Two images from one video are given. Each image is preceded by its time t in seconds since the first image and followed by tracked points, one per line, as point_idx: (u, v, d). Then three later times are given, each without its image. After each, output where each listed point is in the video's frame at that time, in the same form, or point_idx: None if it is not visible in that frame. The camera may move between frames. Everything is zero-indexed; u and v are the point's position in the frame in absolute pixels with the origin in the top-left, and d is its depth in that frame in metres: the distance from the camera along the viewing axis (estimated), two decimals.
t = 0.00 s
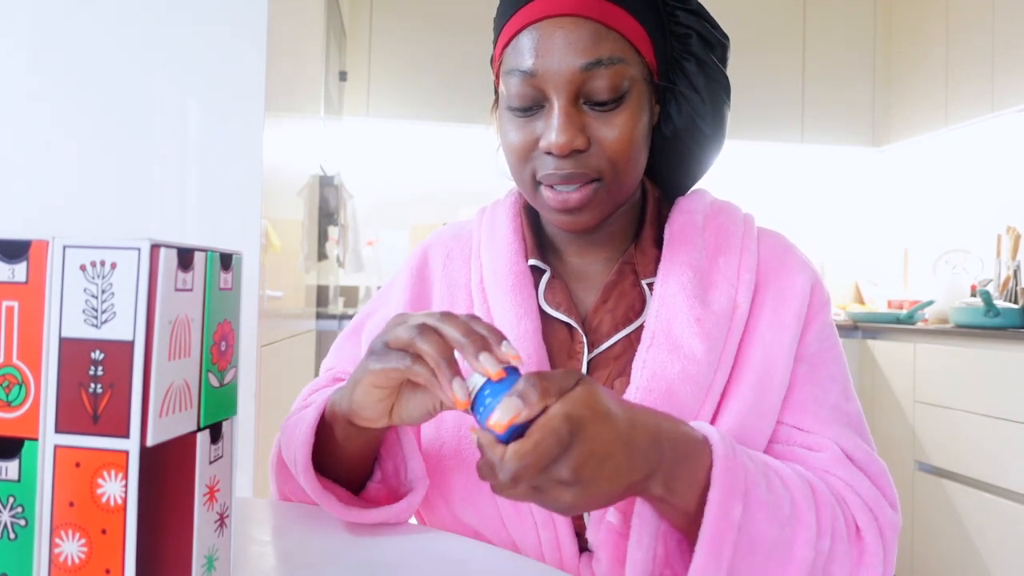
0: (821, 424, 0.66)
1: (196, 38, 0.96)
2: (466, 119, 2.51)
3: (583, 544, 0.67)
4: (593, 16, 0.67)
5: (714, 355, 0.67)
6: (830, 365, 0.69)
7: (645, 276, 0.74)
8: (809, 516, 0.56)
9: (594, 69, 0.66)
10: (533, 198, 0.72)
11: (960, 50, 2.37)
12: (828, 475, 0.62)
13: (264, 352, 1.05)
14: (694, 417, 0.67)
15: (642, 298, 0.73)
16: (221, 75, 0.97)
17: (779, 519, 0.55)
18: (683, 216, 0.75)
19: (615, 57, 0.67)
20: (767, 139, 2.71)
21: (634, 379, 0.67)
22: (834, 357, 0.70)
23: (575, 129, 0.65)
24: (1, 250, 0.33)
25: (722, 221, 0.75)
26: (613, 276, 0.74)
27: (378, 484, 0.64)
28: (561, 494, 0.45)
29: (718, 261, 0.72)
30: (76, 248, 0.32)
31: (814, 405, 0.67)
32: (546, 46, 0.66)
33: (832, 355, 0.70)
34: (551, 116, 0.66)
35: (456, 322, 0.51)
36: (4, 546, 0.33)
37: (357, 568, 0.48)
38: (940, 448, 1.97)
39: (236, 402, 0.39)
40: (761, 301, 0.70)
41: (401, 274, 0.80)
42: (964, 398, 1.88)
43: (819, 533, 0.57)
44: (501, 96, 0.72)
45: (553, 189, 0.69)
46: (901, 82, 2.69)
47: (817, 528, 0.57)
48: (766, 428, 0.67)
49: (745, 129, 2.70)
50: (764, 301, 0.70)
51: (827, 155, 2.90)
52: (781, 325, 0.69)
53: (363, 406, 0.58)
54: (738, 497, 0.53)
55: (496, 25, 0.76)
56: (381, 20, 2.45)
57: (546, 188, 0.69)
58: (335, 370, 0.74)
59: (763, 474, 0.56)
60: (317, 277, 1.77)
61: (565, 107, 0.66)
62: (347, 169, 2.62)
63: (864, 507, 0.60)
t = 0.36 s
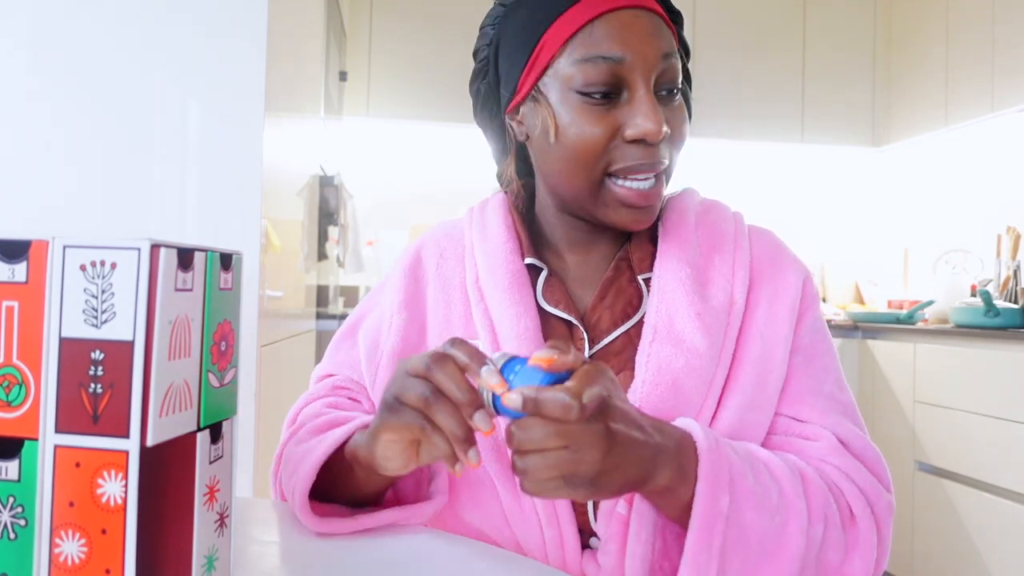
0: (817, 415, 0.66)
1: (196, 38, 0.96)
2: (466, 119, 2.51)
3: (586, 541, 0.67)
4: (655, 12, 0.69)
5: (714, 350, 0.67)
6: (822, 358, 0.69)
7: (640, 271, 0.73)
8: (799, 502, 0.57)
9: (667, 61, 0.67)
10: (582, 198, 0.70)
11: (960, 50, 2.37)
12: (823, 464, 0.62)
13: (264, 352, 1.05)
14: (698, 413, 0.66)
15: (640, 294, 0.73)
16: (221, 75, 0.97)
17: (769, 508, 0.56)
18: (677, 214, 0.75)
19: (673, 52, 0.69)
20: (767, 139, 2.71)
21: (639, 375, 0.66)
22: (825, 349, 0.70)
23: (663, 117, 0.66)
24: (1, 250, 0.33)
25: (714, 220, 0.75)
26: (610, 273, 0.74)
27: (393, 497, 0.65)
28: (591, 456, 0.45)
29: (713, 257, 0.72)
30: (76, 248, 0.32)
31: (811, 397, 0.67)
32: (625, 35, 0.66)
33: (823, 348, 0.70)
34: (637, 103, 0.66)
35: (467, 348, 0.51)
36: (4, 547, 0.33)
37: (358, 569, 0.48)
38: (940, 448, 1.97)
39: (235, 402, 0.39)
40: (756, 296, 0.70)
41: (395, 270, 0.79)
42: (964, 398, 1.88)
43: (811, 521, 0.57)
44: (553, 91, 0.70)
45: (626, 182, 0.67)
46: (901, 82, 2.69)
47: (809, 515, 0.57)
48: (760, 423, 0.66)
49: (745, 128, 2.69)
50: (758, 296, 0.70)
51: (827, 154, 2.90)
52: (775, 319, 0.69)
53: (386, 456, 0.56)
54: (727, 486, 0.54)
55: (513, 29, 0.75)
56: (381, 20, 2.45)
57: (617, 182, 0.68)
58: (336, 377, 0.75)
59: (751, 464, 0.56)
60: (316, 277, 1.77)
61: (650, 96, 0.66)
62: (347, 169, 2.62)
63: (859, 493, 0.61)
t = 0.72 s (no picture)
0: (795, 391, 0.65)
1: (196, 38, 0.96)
2: (467, 120, 2.51)
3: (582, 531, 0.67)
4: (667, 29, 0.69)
5: (696, 343, 0.67)
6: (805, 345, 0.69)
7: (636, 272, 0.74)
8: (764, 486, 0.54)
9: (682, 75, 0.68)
10: (602, 212, 0.69)
11: (960, 51, 2.37)
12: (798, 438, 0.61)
13: (264, 352, 1.05)
14: (681, 402, 0.67)
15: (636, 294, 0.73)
16: (221, 75, 0.97)
17: (733, 493, 0.53)
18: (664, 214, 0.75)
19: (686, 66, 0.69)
20: (767, 139, 2.71)
21: (622, 366, 0.67)
22: (809, 337, 0.70)
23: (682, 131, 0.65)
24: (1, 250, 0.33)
25: (700, 220, 0.75)
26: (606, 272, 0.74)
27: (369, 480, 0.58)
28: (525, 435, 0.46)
29: (697, 256, 0.72)
30: (76, 249, 0.32)
31: (791, 377, 0.66)
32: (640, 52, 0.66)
33: (808, 336, 0.70)
34: (655, 119, 0.65)
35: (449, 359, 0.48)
36: (4, 546, 0.33)
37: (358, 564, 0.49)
38: (941, 448, 1.97)
39: (236, 402, 0.39)
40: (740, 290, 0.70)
41: (398, 260, 0.79)
42: (964, 398, 1.88)
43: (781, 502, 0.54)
44: (571, 106, 0.70)
45: (646, 196, 0.67)
46: (901, 83, 2.70)
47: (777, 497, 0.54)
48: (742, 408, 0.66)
49: (745, 129, 2.69)
50: (742, 290, 0.70)
51: (827, 155, 2.90)
52: (758, 311, 0.68)
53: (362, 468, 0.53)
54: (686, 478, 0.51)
55: (526, 44, 0.75)
56: (382, 20, 2.45)
57: (637, 196, 0.67)
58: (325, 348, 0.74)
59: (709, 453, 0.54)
60: (316, 277, 1.77)
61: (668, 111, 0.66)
62: (347, 169, 2.62)
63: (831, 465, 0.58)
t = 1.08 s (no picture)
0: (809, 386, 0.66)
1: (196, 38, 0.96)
2: (467, 120, 2.51)
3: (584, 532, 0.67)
4: (652, 23, 0.68)
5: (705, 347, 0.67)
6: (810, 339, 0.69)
7: (636, 273, 0.74)
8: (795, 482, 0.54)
9: (665, 71, 0.67)
10: (581, 207, 0.71)
11: (960, 51, 2.37)
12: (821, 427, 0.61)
13: (264, 352, 1.05)
14: (689, 409, 0.67)
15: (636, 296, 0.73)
16: (221, 75, 0.97)
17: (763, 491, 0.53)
18: (667, 217, 0.75)
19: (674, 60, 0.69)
20: (767, 139, 2.71)
21: (633, 371, 0.67)
22: (813, 335, 0.70)
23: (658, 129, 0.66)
24: (1, 250, 0.33)
25: (702, 222, 0.75)
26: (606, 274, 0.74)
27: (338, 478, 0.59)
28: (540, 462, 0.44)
29: (700, 259, 0.72)
30: (76, 248, 0.32)
31: (800, 372, 0.67)
32: (621, 49, 0.67)
33: (811, 332, 0.70)
34: (634, 115, 0.66)
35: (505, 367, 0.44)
36: (4, 546, 0.33)
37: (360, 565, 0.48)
38: (941, 448, 1.97)
39: (235, 402, 0.39)
40: (745, 291, 0.70)
41: (399, 259, 0.79)
42: (964, 398, 1.88)
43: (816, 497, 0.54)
44: (552, 101, 0.71)
45: (623, 190, 0.68)
46: (901, 84, 2.70)
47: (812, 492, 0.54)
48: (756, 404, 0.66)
49: (746, 129, 2.69)
50: (746, 291, 0.70)
51: (827, 155, 2.90)
52: (763, 309, 0.69)
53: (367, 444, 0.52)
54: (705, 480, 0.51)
55: (516, 34, 0.75)
56: (382, 20, 2.45)
57: (614, 190, 0.68)
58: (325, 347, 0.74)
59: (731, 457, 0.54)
60: (316, 277, 1.77)
61: (647, 107, 0.66)
62: (347, 168, 2.62)
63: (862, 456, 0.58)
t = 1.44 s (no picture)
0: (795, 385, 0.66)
1: (196, 37, 0.96)
2: (467, 120, 2.51)
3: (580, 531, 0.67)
4: (606, 14, 0.69)
5: (694, 347, 0.67)
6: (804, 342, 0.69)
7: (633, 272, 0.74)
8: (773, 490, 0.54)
9: (608, 61, 0.68)
10: (540, 198, 0.73)
11: (960, 50, 2.37)
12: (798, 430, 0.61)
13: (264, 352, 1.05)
14: (677, 410, 0.67)
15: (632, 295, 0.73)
16: (220, 74, 0.97)
17: (740, 492, 0.52)
18: (665, 217, 0.75)
19: (629, 50, 0.70)
20: (767, 139, 2.71)
21: (619, 370, 0.67)
22: (807, 337, 0.70)
23: (593, 118, 0.67)
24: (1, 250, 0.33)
25: (699, 221, 0.75)
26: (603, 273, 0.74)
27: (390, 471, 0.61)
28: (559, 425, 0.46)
29: (696, 258, 0.72)
30: (76, 249, 0.32)
31: (787, 374, 0.67)
32: (565, 38, 0.68)
33: (805, 334, 0.70)
34: (572, 103, 0.68)
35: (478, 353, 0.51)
36: (5, 546, 0.33)
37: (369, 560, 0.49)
38: (941, 448, 1.97)
39: (235, 402, 0.39)
40: (739, 292, 0.70)
41: (405, 256, 0.79)
42: (964, 398, 1.88)
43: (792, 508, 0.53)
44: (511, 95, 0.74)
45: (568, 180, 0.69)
46: (901, 84, 2.70)
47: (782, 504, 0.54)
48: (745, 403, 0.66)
49: (746, 128, 2.69)
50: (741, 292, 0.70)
51: (827, 154, 2.90)
52: (755, 310, 0.69)
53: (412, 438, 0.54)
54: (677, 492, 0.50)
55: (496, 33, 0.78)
56: (382, 20, 2.45)
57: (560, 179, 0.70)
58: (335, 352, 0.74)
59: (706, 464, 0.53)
60: (316, 277, 1.77)
61: (583, 96, 0.68)
62: (347, 168, 2.61)
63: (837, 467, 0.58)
